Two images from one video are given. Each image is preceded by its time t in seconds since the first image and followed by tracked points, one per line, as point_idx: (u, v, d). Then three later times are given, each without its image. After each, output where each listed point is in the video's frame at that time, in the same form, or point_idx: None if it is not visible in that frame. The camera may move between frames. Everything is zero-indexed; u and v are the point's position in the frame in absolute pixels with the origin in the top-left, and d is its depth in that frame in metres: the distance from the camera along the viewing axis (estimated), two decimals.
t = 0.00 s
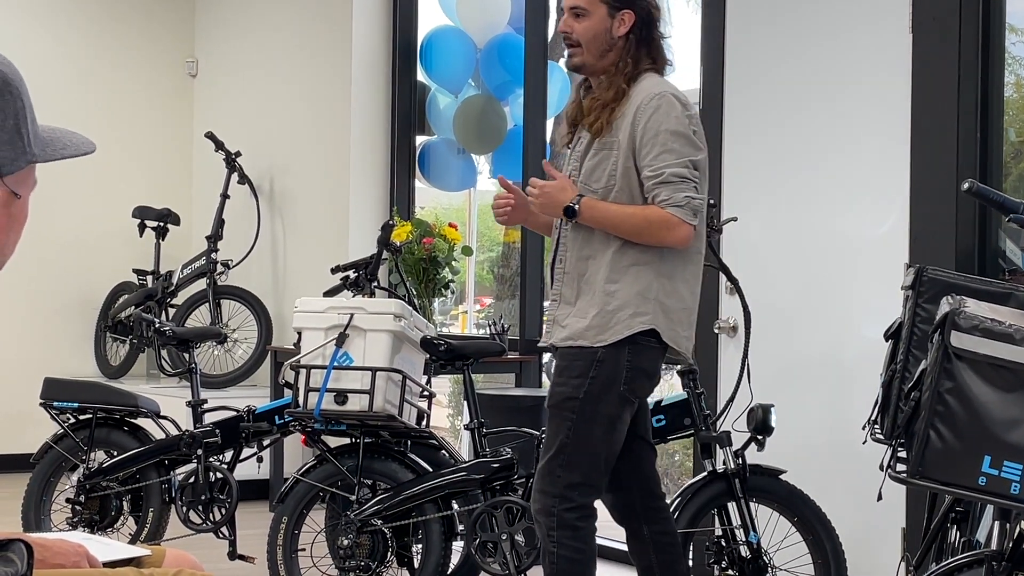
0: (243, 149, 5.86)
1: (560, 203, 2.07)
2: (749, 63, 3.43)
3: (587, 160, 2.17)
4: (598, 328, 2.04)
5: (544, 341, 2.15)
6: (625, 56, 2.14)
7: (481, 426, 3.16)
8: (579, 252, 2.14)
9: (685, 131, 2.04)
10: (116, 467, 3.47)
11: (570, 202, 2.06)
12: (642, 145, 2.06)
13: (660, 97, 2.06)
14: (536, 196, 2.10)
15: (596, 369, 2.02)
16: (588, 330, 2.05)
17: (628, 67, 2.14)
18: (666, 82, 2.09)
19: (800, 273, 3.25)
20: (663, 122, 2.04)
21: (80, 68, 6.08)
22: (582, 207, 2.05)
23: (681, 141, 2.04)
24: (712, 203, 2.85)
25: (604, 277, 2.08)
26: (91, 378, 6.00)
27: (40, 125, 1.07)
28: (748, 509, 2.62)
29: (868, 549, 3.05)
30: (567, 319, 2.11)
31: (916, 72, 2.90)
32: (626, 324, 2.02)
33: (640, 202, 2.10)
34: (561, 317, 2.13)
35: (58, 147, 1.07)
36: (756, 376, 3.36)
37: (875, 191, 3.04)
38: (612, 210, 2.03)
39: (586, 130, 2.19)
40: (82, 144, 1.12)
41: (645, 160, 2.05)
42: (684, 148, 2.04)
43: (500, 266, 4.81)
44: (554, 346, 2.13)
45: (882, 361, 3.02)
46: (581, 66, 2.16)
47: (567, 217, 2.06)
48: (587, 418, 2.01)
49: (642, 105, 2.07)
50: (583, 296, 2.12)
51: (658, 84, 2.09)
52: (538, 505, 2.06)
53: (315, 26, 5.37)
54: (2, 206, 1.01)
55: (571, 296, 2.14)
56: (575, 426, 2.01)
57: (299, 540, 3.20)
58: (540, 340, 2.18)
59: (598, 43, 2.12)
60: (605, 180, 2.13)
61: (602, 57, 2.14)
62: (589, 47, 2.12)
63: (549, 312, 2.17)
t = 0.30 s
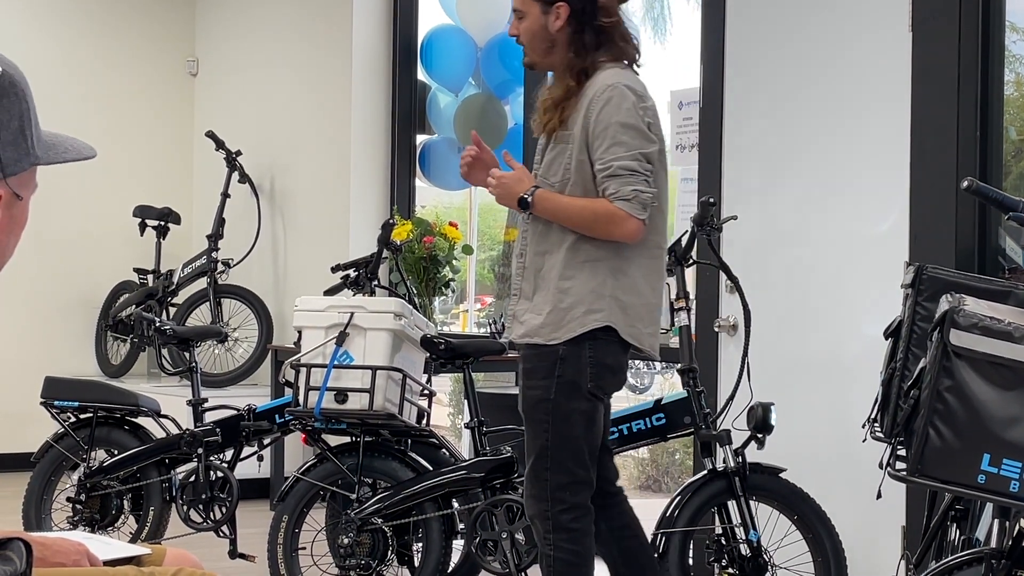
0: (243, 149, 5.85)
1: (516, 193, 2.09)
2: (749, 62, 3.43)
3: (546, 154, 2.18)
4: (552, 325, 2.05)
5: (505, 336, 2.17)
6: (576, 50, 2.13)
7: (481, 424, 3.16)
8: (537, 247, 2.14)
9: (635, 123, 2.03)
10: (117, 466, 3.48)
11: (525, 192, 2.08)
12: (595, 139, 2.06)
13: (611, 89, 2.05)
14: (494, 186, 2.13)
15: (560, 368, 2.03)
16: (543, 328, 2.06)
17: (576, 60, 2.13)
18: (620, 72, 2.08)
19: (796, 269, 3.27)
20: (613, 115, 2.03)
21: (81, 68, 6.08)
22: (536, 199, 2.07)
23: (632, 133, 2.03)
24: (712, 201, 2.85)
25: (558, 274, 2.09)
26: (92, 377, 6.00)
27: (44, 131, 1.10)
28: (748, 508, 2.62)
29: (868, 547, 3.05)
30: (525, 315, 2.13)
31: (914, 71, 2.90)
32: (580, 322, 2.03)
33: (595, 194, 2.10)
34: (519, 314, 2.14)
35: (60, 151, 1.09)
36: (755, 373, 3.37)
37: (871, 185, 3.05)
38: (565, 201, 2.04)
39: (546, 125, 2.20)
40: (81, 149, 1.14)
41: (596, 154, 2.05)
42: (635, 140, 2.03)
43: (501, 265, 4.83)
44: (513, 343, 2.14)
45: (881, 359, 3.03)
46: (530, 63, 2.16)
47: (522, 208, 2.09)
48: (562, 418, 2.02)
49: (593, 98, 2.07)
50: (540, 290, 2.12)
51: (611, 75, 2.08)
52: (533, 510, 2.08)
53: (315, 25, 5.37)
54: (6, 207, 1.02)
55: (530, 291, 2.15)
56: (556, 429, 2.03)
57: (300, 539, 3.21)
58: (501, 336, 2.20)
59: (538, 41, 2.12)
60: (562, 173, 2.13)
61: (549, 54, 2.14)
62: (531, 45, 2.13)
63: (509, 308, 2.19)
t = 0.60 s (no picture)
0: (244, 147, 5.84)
1: (473, 192, 2.15)
2: (750, 59, 3.43)
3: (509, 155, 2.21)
4: (513, 329, 2.09)
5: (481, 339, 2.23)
6: (529, 46, 2.16)
7: (483, 423, 3.15)
8: (497, 249, 2.19)
9: (582, 121, 2.03)
10: (119, 465, 3.48)
11: (482, 193, 2.14)
12: (545, 139, 2.07)
13: (560, 88, 2.06)
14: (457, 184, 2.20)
15: (534, 370, 2.06)
16: (505, 331, 2.10)
17: (534, 56, 2.16)
18: (570, 72, 2.09)
19: (796, 267, 3.27)
20: (560, 115, 2.04)
21: (82, 67, 6.08)
22: (491, 199, 2.12)
23: (577, 131, 2.03)
24: (713, 200, 2.85)
25: (517, 278, 2.12)
26: (93, 376, 6.00)
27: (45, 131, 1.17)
28: (749, 506, 2.62)
29: (871, 545, 3.04)
30: (493, 318, 2.17)
31: (915, 70, 2.89)
32: (537, 326, 2.05)
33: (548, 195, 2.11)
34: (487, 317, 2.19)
35: (62, 151, 1.16)
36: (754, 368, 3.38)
37: (870, 183, 3.06)
38: (513, 201, 2.08)
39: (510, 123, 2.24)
40: (81, 150, 1.21)
41: (546, 155, 2.06)
42: (581, 139, 2.03)
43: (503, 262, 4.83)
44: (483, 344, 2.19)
45: (882, 357, 3.02)
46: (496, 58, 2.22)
47: (479, 208, 2.14)
48: (543, 419, 2.04)
49: (543, 98, 2.09)
50: (502, 295, 2.17)
51: (560, 75, 2.09)
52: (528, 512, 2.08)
53: (316, 23, 5.36)
54: (9, 205, 1.08)
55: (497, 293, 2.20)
56: (539, 430, 2.04)
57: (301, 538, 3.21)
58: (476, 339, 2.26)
59: (501, 37, 2.17)
60: (519, 174, 2.17)
61: (511, 51, 2.18)
62: (495, 42, 2.18)
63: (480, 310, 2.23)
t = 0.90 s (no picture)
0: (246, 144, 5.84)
1: (451, 189, 2.15)
2: (751, 56, 3.42)
3: (489, 151, 2.23)
4: (490, 326, 2.10)
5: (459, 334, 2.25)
6: (517, 43, 2.17)
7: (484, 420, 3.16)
8: (475, 245, 2.21)
9: (561, 118, 2.04)
10: (120, 463, 3.48)
11: (459, 189, 2.14)
12: (525, 136, 2.08)
13: (541, 85, 2.07)
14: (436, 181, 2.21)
15: (518, 368, 2.06)
16: (483, 329, 2.12)
17: (517, 53, 2.17)
18: (552, 69, 2.10)
19: (795, 264, 3.27)
20: (540, 111, 2.05)
21: (83, 66, 6.09)
22: (467, 195, 2.11)
23: (557, 129, 2.03)
24: (714, 197, 2.84)
25: (495, 276, 2.13)
26: (95, 373, 6.01)
27: (46, 131, 1.17)
28: (751, 503, 2.62)
29: (873, 542, 3.04)
30: (471, 315, 2.19)
31: (916, 67, 2.89)
32: (515, 323, 2.07)
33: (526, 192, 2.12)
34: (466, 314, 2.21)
35: (63, 151, 1.16)
36: (756, 366, 3.38)
37: (870, 179, 3.06)
38: (491, 198, 2.08)
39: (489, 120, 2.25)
40: (82, 151, 1.21)
41: (526, 151, 2.07)
42: (560, 136, 2.03)
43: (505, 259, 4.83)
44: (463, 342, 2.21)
45: (883, 355, 3.02)
46: (479, 51, 2.24)
47: (457, 205, 2.14)
48: (529, 415, 2.04)
49: (524, 95, 2.09)
50: (479, 293, 2.19)
51: (541, 72, 2.10)
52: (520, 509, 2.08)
53: (317, 21, 5.36)
54: (9, 205, 1.08)
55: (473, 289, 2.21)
56: (525, 426, 2.04)
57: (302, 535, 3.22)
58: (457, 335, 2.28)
59: (485, 31, 2.18)
60: (498, 171, 2.18)
61: (495, 45, 2.20)
62: (479, 35, 2.20)
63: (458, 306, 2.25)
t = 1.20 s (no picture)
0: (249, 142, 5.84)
1: (453, 188, 2.13)
2: (755, 52, 3.41)
3: (487, 149, 2.24)
4: (491, 322, 2.10)
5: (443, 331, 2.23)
6: (527, 45, 2.21)
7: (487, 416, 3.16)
8: (472, 244, 2.19)
9: (579, 121, 2.08)
10: (124, 460, 3.48)
11: (464, 188, 2.12)
12: (538, 136, 2.10)
13: (558, 88, 2.10)
14: (431, 181, 2.17)
15: (514, 363, 2.07)
16: (482, 325, 2.11)
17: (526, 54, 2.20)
18: (565, 73, 2.14)
19: (799, 261, 3.26)
20: (558, 112, 2.08)
21: (86, 64, 6.09)
22: (475, 194, 2.10)
23: (575, 130, 2.07)
24: (717, 193, 2.83)
25: (496, 273, 2.13)
26: (100, 371, 6.02)
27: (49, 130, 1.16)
28: (755, 499, 2.62)
29: (877, 537, 3.03)
30: (462, 311, 2.18)
31: (920, 63, 2.88)
32: (518, 320, 2.07)
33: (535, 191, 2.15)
34: (456, 309, 2.20)
35: (66, 150, 1.16)
36: (760, 363, 3.37)
37: (873, 176, 3.05)
38: (503, 197, 2.08)
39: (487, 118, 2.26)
40: (85, 149, 1.20)
41: (540, 151, 2.09)
42: (578, 138, 2.07)
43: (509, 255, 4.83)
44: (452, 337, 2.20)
45: (888, 352, 3.01)
46: (477, 49, 2.21)
47: (460, 204, 2.12)
48: (525, 405, 2.06)
49: (538, 96, 2.12)
50: (475, 286, 2.18)
51: (554, 74, 2.14)
52: (511, 504, 2.09)
53: (320, 18, 5.36)
54: (12, 203, 1.08)
55: (464, 285, 2.20)
56: (519, 420, 2.06)
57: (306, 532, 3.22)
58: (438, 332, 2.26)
59: (496, 30, 2.18)
60: (502, 169, 2.20)
61: (502, 44, 2.20)
62: (486, 34, 2.19)
63: (444, 301, 2.24)
